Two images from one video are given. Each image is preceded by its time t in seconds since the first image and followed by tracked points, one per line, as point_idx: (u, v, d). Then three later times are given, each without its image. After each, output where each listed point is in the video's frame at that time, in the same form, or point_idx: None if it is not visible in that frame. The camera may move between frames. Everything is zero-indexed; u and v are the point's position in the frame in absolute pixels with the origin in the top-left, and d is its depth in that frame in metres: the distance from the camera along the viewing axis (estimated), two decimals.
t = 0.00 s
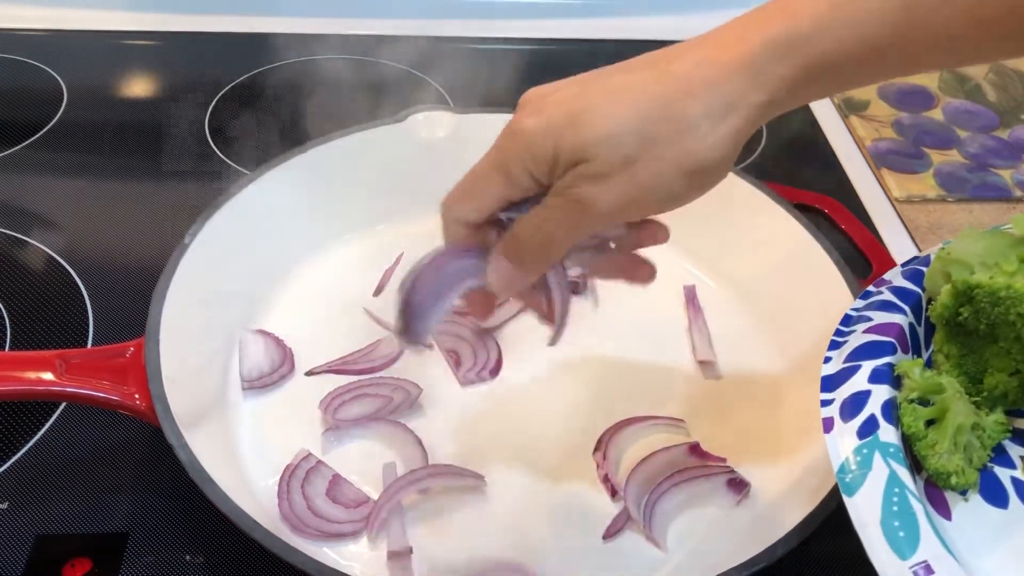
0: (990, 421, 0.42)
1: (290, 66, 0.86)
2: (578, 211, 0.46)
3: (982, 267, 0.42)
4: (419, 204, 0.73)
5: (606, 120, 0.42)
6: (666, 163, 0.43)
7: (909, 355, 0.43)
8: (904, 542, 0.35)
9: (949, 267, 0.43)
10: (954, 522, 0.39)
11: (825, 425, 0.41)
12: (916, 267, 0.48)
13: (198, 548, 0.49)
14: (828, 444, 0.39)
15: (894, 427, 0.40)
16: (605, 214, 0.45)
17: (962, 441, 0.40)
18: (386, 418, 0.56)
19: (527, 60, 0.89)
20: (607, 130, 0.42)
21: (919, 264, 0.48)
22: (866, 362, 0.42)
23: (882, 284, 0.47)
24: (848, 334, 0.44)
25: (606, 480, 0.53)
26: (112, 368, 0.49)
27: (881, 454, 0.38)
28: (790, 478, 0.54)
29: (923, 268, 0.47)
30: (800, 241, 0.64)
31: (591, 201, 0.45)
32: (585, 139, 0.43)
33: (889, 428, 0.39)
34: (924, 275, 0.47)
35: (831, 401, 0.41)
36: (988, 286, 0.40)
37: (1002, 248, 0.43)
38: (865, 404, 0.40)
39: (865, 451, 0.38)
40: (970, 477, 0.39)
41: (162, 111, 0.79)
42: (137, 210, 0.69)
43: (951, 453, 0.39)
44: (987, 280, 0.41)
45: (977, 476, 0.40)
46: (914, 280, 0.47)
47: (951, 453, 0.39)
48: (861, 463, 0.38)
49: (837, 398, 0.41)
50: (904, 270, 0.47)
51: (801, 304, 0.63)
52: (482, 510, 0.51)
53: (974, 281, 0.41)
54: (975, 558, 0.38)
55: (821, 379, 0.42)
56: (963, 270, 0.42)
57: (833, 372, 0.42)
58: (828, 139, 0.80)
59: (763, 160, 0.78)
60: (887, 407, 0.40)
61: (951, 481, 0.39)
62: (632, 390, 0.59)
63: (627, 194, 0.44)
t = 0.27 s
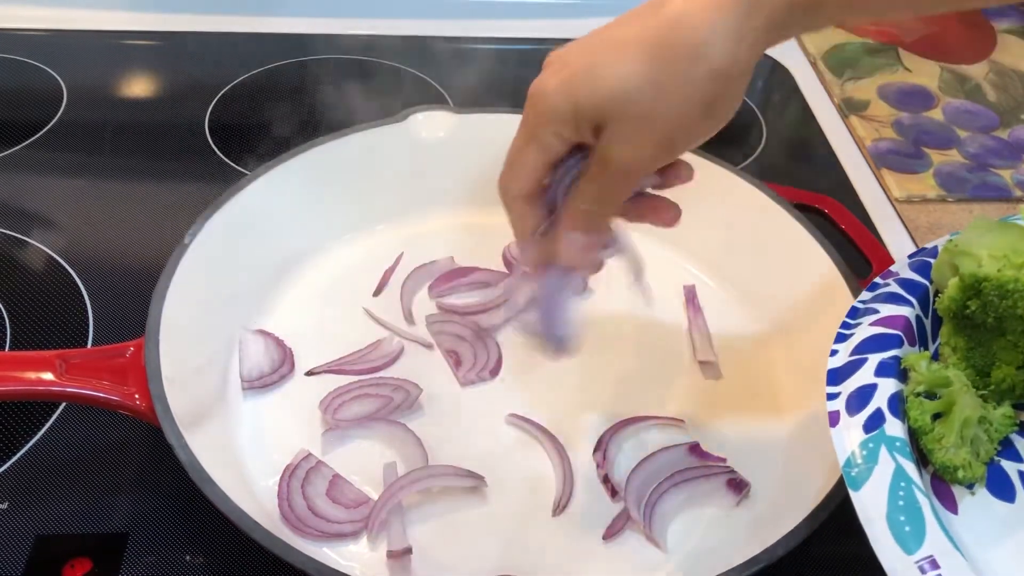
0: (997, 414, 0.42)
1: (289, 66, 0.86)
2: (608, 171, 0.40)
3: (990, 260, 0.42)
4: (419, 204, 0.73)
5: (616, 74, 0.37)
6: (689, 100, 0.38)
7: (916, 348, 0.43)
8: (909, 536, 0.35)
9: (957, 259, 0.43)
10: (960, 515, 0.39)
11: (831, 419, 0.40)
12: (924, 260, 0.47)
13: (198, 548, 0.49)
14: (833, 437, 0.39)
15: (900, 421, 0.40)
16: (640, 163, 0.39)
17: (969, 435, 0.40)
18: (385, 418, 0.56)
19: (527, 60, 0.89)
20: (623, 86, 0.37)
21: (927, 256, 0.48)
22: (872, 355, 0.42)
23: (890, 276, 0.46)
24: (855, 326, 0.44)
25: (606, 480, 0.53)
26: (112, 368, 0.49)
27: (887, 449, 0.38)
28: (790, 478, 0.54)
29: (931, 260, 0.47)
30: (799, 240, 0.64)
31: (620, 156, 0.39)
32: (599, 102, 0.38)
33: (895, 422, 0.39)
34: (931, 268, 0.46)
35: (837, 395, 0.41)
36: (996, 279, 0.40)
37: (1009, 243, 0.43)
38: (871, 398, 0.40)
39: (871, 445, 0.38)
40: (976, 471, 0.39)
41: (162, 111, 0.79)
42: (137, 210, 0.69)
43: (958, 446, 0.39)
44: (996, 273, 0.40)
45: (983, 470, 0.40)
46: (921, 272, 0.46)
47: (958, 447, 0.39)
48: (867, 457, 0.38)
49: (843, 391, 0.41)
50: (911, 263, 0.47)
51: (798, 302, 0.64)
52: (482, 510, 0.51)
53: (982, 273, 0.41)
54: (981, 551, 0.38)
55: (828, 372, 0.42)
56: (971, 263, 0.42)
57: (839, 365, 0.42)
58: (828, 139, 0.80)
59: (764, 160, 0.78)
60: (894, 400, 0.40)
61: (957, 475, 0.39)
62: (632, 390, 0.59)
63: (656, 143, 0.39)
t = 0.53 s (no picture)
0: (998, 412, 0.42)
1: (290, 66, 0.86)
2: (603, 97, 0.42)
3: (991, 258, 0.42)
4: (420, 204, 0.73)
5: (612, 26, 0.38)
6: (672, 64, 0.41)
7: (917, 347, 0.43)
8: (909, 533, 0.35)
9: (959, 258, 0.43)
10: (961, 513, 0.39)
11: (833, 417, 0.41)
12: (926, 258, 0.47)
13: (198, 548, 0.49)
14: (834, 436, 0.39)
15: (902, 419, 0.40)
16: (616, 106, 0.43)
17: (970, 433, 0.39)
18: (385, 419, 0.56)
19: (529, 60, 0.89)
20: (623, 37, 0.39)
21: (929, 255, 0.47)
22: (874, 353, 0.42)
23: (891, 275, 0.46)
24: (857, 325, 0.44)
25: (606, 480, 0.53)
26: (112, 368, 0.49)
27: (888, 446, 0.38)
28: (791, 479, 0.54)
29: (933, 259, 0.47)
30: (799, 239, 0.64)
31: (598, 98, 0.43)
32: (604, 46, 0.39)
33: (896, 419, 0.39)
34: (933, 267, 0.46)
35: (839, 393, 0.41)
36: (998, 277, 0.40)
37: (1010, 241, 0.43)
38: (872, 396, 0.40)
39: (872, 443, 0.38)
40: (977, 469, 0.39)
41: (162, 111, 0.79)
42: (137, 210, 0.69)
43: (958, 444, 0.38)
44: (997, 271, 0.40)
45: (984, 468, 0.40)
46: (923, 271, 0.46)
47: (959, 445, 0.38)
48: (868, 454, 0.38)
49: (845, 389, 0.41)
50: (913, 262, 0.47)
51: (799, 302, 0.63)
52: (482, 509, 0.51)
53: (984, 272, 0.41)
54: (982, 550, 0.38)
55: (830, 370, 0.42)
56: (973, 261, 0.42)
57: (842, 363, 0.42)
58: (828, 139, 0.80)
59: (764, 160, 0.78)
60: (895, 398, 0.40)
61: (958, 473, 0.39)
62: (632, 390, 0.59)
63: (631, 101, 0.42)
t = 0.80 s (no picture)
0: (1015, 416, 0.42)
1: (289, 66, 0.86)
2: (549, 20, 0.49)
3: (1008, 263, 0.42)
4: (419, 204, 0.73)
5: None
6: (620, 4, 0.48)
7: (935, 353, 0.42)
8: (927, 530, 0.35)
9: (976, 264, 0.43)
10: (977, 514, 0.39)
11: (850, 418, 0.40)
12: (943, 266, 0.46)
13: (198, 548, 0.49)
14: (852, 435, 0.39)
15: (919, 421, 0.39)
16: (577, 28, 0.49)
17: (986, 435, 0.39)
18: (385, 419, 0.56)
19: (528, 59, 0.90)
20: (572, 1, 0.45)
21: (946, 263, 0.46)
22: (891, 356, 0.41)
23: (908, 281, 0.45)
24: (873, 329, 0.43)
25: (606, 480, 0.53)
26: (112, 368, 0.49)
27: (905, 446, 0.38)
28: (791, 480, 0.54)
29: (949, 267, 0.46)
30: (799, 239, 0.64)
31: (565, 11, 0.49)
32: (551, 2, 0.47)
33: (914, 420, 0.39)
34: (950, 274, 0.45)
35: (856, 395, 0.40)
36: (1014, 282, 0.40)
37: None
38: (889, 398, 0.40)
39: (889, 443, 0.38)
40: (993, 471, 0.39)
41: (162, 111, 0.79)
42: (137, 210, 0.69)
43: (974, 446, 0.38)
44: (1013, 276, 0.40)
45: (1000, 470, 0.40)
46: (939, 278, 0.45)
47: (974, 447, 0.38)
48: (885, 454, 0.37)
49: (861, 391, 0.40)
50: (929, 269, 0.46)
51: (799, 302, 0.63)
52: (482, 509, 0.51)
53: (1000, 277, 0.40)
54: (999, 550, 0.37)
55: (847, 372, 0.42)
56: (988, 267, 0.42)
57: (859, 365, 0.42)
58: (828, 140, 0.80)
59: (764, 160, 0.77)
60: (912, 400, 0.39)
61: (974, 474, 0.39)
62: (632, 390, 0.59)
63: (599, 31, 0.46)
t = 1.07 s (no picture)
0: (1006, 425, 0.42)
1: (289, 65, 0.86)
2: None
3: (999, 272, 0.42)
4: (419, 204, 0.73)
5: None
6: None
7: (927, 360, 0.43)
8: (923, 545, 0.35)
9: (967, 272, 0.43)
10: (971, 525, 0.39)
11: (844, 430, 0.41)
12: (932, 272, 0.47)
13: (199, 548, 0.49)
14: (846, 448, 0.39)
15: (912, 432, 0.39)
16: None
17: (979, 445, 0.40)
18: (385, 419, 0.57)
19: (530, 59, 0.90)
20: None
21: (936, 270, 0.47)
22: (883, 366, 0.42)
23: (898, 289, 0.46)
24: (866, 338, 0.44)
25: (606, 479, 0.53)
26: (112, 368, 0.49)
27: (899, 459, 0.38)
28: (791, 480, 0.54)
29: (939, 273, 0.47)
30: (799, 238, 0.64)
31: None
32: None
33: (907, 432, 0.39)
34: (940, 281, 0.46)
35: (849, 406, 0.41)
36: (1006, 291, 0.40)
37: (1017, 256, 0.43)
38: (882, 409, 0.40)
39: (883, 456, 0.38)
40: (987, 481, 0.39)
41: (162, 111, 0.79)
42: (136, 210, 0.69)
43: (968, 457, 0.39)
44: (1004, 285, 0.40)
45: (994, 480, 0.40)
46: (929, 285, 0.46)
47: (968, 458, 0.39)
48: (879, 467, 0.38)
49: (854, 402, 0.41)
50: (920, 276, 0.47)
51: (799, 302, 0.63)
52: (482, 509, 0.51)
53: (992, 286, 0.41)
54: (993, 562, 0.38)
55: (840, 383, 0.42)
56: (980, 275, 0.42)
57: (851, 376, 0.42)
58: (828, 140, 0.80)
59: (764, 160, 0.78)
60: (906, 411, 0.40)
61: (968, 486, 0.39)
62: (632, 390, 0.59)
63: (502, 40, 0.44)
